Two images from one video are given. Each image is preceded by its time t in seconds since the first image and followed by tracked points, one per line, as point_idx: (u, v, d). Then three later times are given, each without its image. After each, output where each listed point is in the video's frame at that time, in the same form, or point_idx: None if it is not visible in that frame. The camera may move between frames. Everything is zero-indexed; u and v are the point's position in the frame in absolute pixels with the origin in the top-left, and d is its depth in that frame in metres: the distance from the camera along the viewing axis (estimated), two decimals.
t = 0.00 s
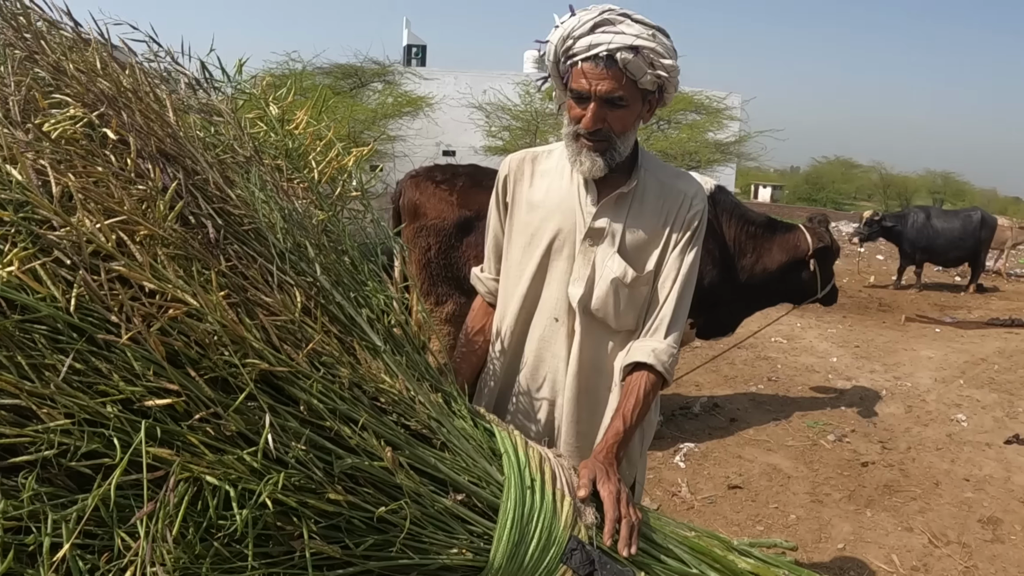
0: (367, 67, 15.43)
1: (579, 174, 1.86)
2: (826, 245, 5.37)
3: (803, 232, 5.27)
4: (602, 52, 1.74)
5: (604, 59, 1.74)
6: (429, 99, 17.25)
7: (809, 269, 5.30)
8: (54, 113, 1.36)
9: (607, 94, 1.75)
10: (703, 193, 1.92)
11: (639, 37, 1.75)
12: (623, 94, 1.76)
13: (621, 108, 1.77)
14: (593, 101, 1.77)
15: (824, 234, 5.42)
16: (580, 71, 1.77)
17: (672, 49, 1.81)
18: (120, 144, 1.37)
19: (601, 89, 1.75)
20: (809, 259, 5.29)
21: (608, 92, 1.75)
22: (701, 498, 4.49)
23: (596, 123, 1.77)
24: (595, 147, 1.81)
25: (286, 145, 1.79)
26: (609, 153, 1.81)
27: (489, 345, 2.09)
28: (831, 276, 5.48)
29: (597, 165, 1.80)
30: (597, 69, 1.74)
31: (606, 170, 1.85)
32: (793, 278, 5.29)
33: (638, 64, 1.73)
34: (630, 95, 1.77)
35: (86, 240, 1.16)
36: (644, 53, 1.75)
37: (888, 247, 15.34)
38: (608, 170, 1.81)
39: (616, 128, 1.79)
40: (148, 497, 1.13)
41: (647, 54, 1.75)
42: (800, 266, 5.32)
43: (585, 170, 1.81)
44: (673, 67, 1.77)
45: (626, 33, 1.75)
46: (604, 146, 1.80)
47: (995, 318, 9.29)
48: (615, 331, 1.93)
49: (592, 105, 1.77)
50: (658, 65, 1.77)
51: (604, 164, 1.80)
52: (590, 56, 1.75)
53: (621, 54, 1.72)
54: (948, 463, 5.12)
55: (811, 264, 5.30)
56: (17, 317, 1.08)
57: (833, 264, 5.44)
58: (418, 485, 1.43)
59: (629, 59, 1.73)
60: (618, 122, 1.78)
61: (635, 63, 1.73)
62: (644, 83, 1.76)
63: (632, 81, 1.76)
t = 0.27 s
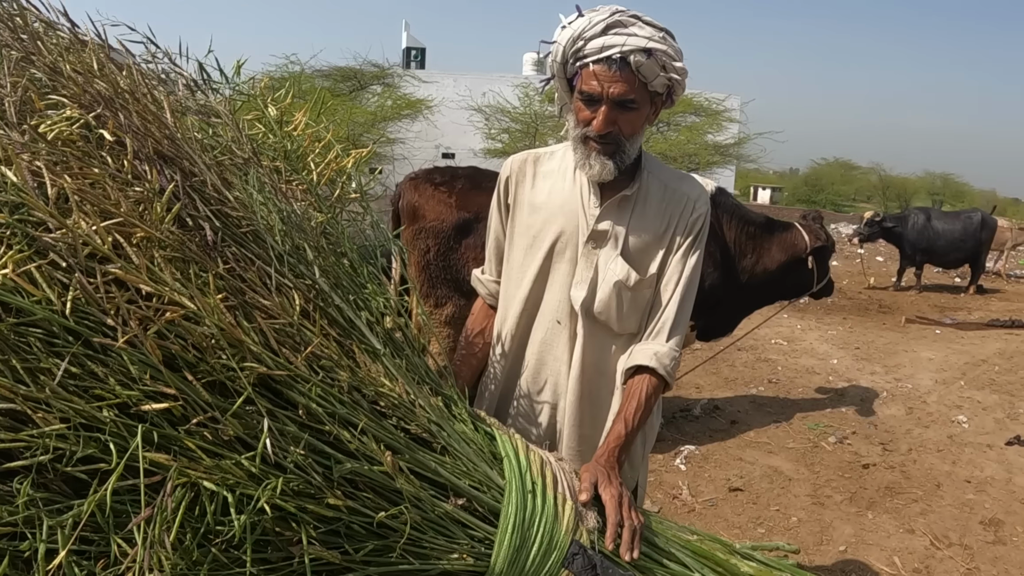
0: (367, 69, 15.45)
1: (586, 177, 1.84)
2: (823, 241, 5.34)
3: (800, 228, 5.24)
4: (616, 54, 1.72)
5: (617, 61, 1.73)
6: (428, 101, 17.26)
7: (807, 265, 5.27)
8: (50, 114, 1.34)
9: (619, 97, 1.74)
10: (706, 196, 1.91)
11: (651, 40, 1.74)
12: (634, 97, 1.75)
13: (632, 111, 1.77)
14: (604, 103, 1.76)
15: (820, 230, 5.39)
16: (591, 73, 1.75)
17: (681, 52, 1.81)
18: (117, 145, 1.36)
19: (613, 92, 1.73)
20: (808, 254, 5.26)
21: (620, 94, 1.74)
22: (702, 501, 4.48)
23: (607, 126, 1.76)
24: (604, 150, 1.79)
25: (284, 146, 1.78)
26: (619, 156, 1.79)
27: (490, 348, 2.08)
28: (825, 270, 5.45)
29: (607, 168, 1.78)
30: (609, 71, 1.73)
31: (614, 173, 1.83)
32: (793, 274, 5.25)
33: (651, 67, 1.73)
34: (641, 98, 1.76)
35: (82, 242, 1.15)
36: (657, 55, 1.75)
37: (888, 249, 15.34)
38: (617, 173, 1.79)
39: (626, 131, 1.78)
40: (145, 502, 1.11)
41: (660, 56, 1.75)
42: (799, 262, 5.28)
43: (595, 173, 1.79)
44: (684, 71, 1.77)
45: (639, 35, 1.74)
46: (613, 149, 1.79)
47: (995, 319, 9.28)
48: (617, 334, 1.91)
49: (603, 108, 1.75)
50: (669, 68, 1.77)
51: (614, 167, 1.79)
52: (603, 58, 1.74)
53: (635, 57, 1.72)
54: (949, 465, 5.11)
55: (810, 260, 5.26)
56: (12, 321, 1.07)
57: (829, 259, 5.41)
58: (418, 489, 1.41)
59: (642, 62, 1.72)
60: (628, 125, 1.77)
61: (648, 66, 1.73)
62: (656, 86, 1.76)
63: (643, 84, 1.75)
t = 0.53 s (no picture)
0: (366, 72, 15.46)
1: (590, 177, 1.84)
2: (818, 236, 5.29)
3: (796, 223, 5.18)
4: (621, 54, 1.72)
5: (622, 62, 1.73)
6: (427, 104, 17.27)
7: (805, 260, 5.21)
8: (50, 113, 1.34)
9: (624, 97, 1.74)
10: (709, 197, 1.91)
11: (657, 41, 1.75)
12: (639, 97, 1.75)
13: (637, 111, 1.76)
14: (609, 103, 1.76)
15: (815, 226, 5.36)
16: (596, 73, 1.75)
17: (686, 53, 1.82)
18: (117, 145, 1.35)
19: (618, 92, 1.73)
20: (809, 246, 5.22)
21: (625, 95, 1.74)
22: (703, 502, 4.47)
23: (611, 126, 1.76)
24: (608, 150, 1.79)
25: (284, 146, 1.78)
26: (623, 156, 1.79)
27: (491, 348, 2.08)
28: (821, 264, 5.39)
29: (611, 167, 1.77)
30: (615, 71, 1.73)
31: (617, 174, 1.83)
32: (795, 267, 5.21)
33: (656, 68, 1.73)
34: (645, 99, 1.76)
35: (82, 241, 1.15)
36: (662, 56, 1.75)
37: (887, 250, 15.35)
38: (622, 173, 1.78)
39: (630, 131, 1.78)
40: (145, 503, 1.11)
41: (665, 57, 1.75)
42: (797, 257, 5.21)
43: (599, 172, 1.78)
44: (689, 72, 1.78)
45: (644, 36, 1.74)
46: (617, 149, 1.78)
47: (995, 320, 9.28)
48: (619, 335, 1.91)
49: (608, 108, 1.75)
50: (674, 69, 1.77)
51: (618, 166, 1.78)
52: (608, 58, 1.74)
53: (640, 58, 1.72)
54: (950, 465, 5.10)
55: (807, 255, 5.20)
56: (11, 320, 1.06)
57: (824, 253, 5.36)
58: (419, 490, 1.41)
59: (647, 62, 1.72)
60: (632, 125, 1.77)
61: (653, 66, 1.73)
62: (660, 86, 1.76)
63: (648, 85, 1.75)
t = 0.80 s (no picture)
0: (365, 75, 15.48)
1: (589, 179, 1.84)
2: (813, 237, 5.31)
3: (791, 224, 5.21)
4: (622, 56, 1.72)
5: (623, 63, 1.73)
6: (426, 106, 17.29)
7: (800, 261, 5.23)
8: (48, 115, 1.34)
9: (624, 99, 1.74)
10: (708, 199, 1.91)
11: (657, 43, 1.75)
12: (640, 99, 1.75)
13: (637, 113, 1.77)
14: (609, 105, 1.76)
15: (809, 227, 5.38)
16: (597, 75, 1.75)
17: (686, 56, 1.82)
18: (115, 147, 1.35)
19: (619, 94, 1.73)
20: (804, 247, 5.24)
21: (625, 96, 1.74)
22: (702, 504, 4.47)
23: (612, 127, 1.76)
24: (608, 152, 1.79)
25: (282, 148, 1.78)
26: (623, 158, 1.79)
27: (490, 350, 2.08)
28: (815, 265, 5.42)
29: (611, 170, 1.78)
30: (615, 73, 1.73)
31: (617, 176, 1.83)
32: (791, 266, 5.23)
33: (657, 70, 1.74)
34: (645, 100, 1.77)
35: (80, 244, 1.15)
36: (663, 58, 1.75)
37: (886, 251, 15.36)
38: (622, 176, 1.79)
39: (631, 133, 1.78)
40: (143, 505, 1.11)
41: (665, 59, 1.76)
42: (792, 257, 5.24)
43: (599, 176, 1.79)
44: (689, 75, 1.79)
45: (645, 38, 1.75)
46: (618, 151, 1.78)
47: (994, 321, 9.28)
48: (619, 338, 1.91)
49: (608, 110, 1.75)
50: (674, 71, 1.78)
51: (618, 169, 1.78)
52: (608, 60, 1.74)
53: (640, 59, 1.72)
54: (949, 466, 5.10)
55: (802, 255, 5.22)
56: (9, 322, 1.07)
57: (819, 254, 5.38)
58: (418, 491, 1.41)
59: (648, 64, 1.73)
60: (633, 127, 1.77)
61: (653, 68, 1.73)
62: (661, 88, 1.77)
63: (648, 86, 1.76)
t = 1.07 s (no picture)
0: (364, 77, 15.49)
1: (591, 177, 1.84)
2: (809, 235, 5.31)
3: (787, 223, 5.21)
4: (624, 53, 1.73)
5: (625, 61, 1.73)
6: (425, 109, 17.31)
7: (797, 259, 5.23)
8: (48, 115, 1.34)
9: (626, 96, 1.74)
10: (708, 199, 1.91)
11: (659, 40, 1.75)
12: (642, 96, 1.75)
13: (639, 110, 1.77)
14: (611, 103, 1.76)
15: (805, 225, 5.38)
16: (599, 72, 1.75)
17: (686, 54, 1.83)
18: (115, 146, 1.36)
19: (621, 91, 1.73)
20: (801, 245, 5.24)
21: (628, 93, 1.74)
22: (702, 505, 4.47)
23: (614, 125, 1.76)
24: (610, 150, 1.79)
25: (282, 149, 1.78)
26: (625, 156, 1.79)
27: (490, 351, 2.08)
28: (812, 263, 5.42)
29: (614, 168, 1.77)
30: (617, 70, 1.73)
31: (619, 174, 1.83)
32: (789, 266, 5.24)
33: (659, 67, 1.74)
34: (647, 97, 1.77)
35: (80, 242, 1.15)
36: (664, 55, 1.76)
37: (885, 253, 15.37)
38: (624, 174, 1.79)
39: (633, 131, 1.78)
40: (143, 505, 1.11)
41: (667, 57, 1.76)
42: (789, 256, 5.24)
43: (600, 174, 1.79)
44: (690, 72, 1.79)
45: (646, 35, 1.75)
46: (620, 149, 1.78)
47: (994, 321, 9.28)
48: (619, 338, 1.91)
49: (610, 107, 1.75)
50: (676, 68, 1.78)
51: (620, 168, 1.78)
52: (610, 58, 1.74)
53: (642, 56, 1.72)
54: (949, 466, 5.10)
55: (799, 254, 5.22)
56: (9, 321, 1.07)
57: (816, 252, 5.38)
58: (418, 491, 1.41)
59: (649, 61, 1.73)
60: (635, 124, 1.77)
61: (655, 65, 1.73)
62: (662, 86, 1.77)
63: (650, 84, 1.76)
